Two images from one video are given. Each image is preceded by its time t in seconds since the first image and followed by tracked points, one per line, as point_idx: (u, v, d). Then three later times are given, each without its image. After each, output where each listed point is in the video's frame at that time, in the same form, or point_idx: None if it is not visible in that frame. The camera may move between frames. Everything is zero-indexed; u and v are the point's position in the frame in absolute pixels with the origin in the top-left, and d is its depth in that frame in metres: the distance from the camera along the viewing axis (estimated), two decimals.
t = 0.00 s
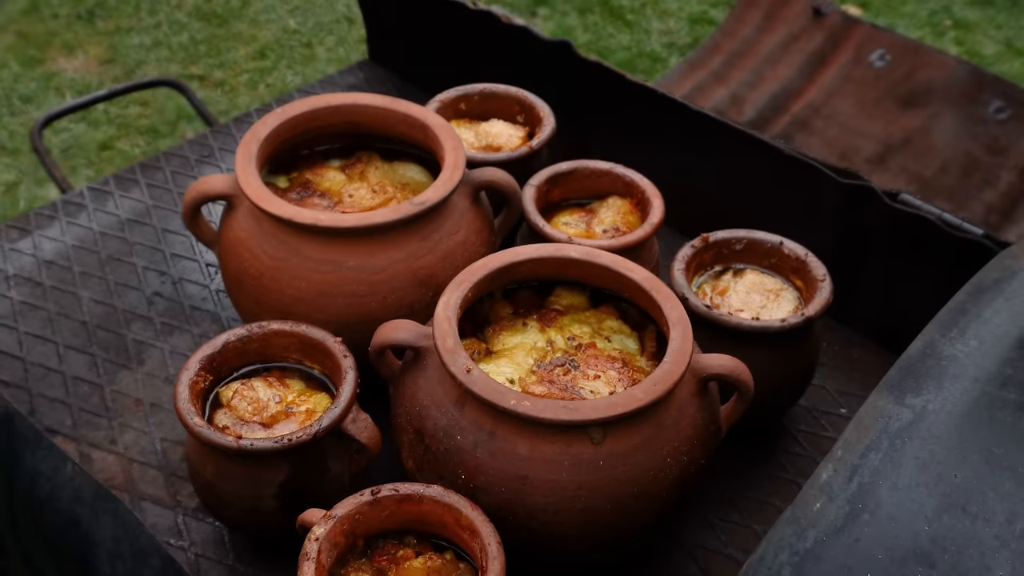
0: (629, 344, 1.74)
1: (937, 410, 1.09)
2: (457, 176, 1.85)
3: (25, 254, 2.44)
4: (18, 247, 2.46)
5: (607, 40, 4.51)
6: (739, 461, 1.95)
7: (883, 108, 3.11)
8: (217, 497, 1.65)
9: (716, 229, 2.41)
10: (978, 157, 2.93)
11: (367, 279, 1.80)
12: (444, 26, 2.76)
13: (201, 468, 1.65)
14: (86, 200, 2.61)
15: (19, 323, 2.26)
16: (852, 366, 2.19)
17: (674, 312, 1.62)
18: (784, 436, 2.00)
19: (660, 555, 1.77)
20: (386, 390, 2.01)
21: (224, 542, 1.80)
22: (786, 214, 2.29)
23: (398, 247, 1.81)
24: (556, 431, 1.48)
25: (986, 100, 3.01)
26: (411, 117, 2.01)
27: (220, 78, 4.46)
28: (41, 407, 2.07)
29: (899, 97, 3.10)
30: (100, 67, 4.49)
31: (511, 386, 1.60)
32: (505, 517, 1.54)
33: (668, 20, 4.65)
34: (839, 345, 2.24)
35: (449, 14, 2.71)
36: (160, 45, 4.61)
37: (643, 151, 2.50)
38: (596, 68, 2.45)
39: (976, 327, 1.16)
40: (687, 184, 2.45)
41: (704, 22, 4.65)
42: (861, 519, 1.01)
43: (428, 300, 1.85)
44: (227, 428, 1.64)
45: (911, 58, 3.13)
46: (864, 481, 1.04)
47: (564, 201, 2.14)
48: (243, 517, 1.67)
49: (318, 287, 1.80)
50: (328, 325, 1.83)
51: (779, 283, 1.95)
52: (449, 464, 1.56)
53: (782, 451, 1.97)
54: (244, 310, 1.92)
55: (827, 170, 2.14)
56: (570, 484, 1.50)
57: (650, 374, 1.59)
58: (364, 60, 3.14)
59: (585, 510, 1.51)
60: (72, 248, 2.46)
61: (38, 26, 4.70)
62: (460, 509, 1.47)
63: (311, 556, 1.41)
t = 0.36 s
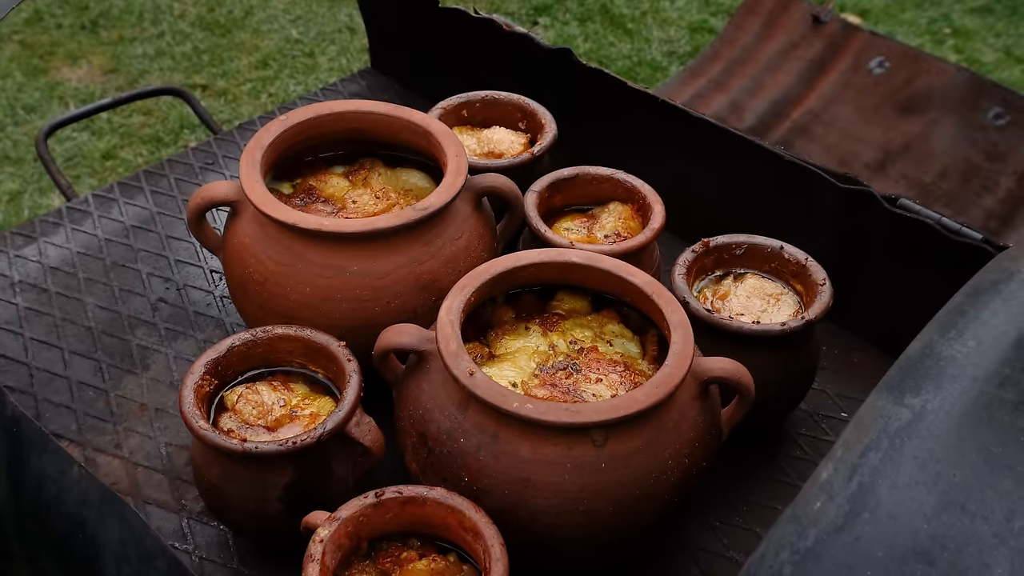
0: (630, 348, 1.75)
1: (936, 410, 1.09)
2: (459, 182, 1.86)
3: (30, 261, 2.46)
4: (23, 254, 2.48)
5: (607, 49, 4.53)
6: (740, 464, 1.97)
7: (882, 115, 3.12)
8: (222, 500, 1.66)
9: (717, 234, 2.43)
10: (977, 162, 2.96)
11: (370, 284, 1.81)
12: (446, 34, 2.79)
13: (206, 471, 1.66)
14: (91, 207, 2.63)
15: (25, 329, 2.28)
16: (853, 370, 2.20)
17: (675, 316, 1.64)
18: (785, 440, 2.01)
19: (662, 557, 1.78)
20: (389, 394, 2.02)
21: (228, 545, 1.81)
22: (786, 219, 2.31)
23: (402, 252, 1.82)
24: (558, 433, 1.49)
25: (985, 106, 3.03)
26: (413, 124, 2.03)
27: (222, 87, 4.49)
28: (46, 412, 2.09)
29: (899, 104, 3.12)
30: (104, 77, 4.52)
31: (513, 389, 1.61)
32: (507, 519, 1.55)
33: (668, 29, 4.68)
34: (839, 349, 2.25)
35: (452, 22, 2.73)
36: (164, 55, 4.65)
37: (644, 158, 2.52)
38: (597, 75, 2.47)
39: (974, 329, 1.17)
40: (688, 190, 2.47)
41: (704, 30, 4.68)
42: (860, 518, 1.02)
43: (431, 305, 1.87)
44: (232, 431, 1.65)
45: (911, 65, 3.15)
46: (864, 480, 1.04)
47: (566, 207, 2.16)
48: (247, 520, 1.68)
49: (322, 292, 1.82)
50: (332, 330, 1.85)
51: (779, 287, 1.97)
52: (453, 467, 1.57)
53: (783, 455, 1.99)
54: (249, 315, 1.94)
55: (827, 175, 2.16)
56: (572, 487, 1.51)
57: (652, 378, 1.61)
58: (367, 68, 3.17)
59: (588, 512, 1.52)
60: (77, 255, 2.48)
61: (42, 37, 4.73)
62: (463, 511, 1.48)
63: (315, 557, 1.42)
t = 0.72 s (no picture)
0: (633, 348, 1.76)
1: (937, 406, 1.10)
2: (462, 183, 1.87)
3: (36, 263, 2.48)
4: (29, 257, 2.50)
5: (610, 54, 4.55)
6: (743, 464, 1.97)
7: (884, 118, 3.14)
8: (227, 499, 1.67)
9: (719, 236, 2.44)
10: (979, 165, 2.97)
11: (375, 285, 1.82)
12: (450, 38, 2.80)
13: (212, 470, 1.67)
14: (97, 210, 2.65)
15: (30, 331, 2.29)
16: (856, 371, 2.20)
17: (677, 316, 1.65)
18: (788, 440, 2.02)
19: (665, 557, 1.79)
20: (394, 395, 2.03)
21: (233, 545, 1.82)
22: (788, 220, 2.32)
23: (406, 253, 1.83)
24: (561, 432, 1.50)
25: (987, 109, 3.07)
26: (417, 126, 2.04)
27: (226, 92, 4.50)
28: (52, 413, 2.10)
29: (901, 107, 3.14)
30: (108, 82, 4.55)
31: (517, 389, 1.62)
32: (511, 518, 1.55)
33: (670, 34, 4.70)
34: (842, 351, 2.26)
35: (455, 26, 2.74)
36: (168, 61, 4.67)
37: (646, 160, 2.53)
38: (599, 78, 2.48)
39: (975, 326, 1.18)
40: (691, 192, 2.48)
41: (706, 35, 4.70)
42: (862, 513, 1.02)
43: (435, 305, 1.88)
44: (237, 431, 1.65)
45: (911, 69, 3.20)
46: (865, 475, 1.05)
47: (569, 209, 2.17)
48: (252, 520, 1.68)
49: (327, 293, 1.83)
50: (336, 331, 1.86)
51: (781, 288, 1.97)
52: (457, 466, 1.58)
53: (787, 455, 1.99)
54: (253, 316, 1.95)
55: (829, 177, 2.17)
56: (576, 485, 1.52)
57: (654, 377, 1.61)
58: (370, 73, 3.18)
59: (591, 511, 1.53)
60: (82, 258, 2.50)
61: (46, 43, 4.76)
62: (467, 509, 1.48)
63: (321, 556, 1.42)
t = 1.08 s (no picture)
0: (636, 350, 1.76)
1: (941, 407, 1.10)
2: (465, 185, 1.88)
3: (39, 265, 2.48)
4: (33, 259, 2.50)
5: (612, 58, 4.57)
6: (746, 467, 1.97)
7: (887, 121, 3.16)
8: (231, 500, 1.67)
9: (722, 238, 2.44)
10: (982, 168, 3.00)
11: (378, 286, 1.83)
12: (453, 42, 2.81)
13: (215, 472, 1.67)
14: (100, 213, 2.65)
15: (34, 333, 2.29)
16: (859, 374, 2.20)
17: (680, 318, 1.65)
18: (791, 443, 2.02)
19: (668, 559, 1.79)
20: (397, 397, 2.03)
21: (236, 547, 1.82)
22: (791, 222, 2.32)
23: (410, 255, 1.84)
24: (564, 434, 1.50)
25: (989, 112, 3.17)
26: (420, 128, 2.04)
27: (229, 96, 4.52)
28: (55, 415, 2.10)
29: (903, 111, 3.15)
30: (111, 86, 4.56)
31: (520, 390, 1.62)
32: (514, 520, 1.55)
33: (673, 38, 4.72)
34: (844, 353, 2.25)
35: (458, 29, 2.75)
36: (170, 64, 4.68)
37: (649, 163, 2.53)
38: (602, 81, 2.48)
39: (978, 326, 1.18)
40: (693, 195, 2.48)
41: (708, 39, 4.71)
42: (866, 513, 1.02)
43: (439, 307, 1.88)
44: (240, 432, 1.65)
45: (914, 72, 3.30)
46: (869, 476, 1.05)
47: (572, 212, 2.17)
48: (256, 521, 1.69)
49: (330, 295, 1.83)
50: (339, 333, 1.86)
51: (784, 290, 1.98)
52: (460, 467, 1.58)
53: (790, 457, 1.99)
54: (257, 317, 1.95)
55: (832, 179, 2.18)
56: (579, 487, 1.52)
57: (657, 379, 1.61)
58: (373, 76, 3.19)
59: (594, 512, 1.53)
60: (86, 260, 2.50)
61: (50, 46, 4.77)
62: (470, 511, 1.48)
63: (324, 557, 1.42)
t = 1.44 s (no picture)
0: (641, 353, 1.75)
1: (950, 411, 1.08)
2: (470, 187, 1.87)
3: (43, 267, 2.48)
4: (36, 260, 2.50)
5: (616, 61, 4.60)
6: (752, 471, 1.96)
7: (891, 124, 3.14)
8: (235, 504, 1.66)
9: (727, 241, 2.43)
10: (986, 171, 2.99)
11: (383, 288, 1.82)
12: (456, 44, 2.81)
13: (218, 474, 1.66)
14: (104, 214, 2.65)
15: (37, 335, 2.29)
16: (864, 377, 2.19)
17: (686, 321, 1.64)
18: (796, 446, 2.01)
19: (674, 564, 1.78)
20: (401, 399, 2.03)
21: (240, 550, 1.82)
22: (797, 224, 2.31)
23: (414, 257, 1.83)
24: (569, 437, 1.50)
25: (994, 115, 3.10)
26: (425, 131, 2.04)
27: (232, 98, 4.51)
28: (58, 417, 2.10)
29: (908, 113, 3.15)
30: (114, 88, 4.56)
31: (525, 393, 1.61)
32: (519, 523, 1.55)
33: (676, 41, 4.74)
34: (849, 356, 2.25)
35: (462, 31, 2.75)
36: (173, 66, 4.68)
37: (653, 165, 2.53)
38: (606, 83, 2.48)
39: (987, 330, 1.16)
40: (698, 197, 2.48)
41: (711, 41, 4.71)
42: (875, 518, 1.00)
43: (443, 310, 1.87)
44: (244, 434, 1.65)
45: (919, 74, 3.20)
46: (878, 480, 1.03)
47: (576, 214, 2.17)
48: (259, 525, 1.68)
49: (334, 297, 1.83)
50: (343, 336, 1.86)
51: (790, 293, 1.97)
52: (465, 471, 1.57)
53: (795, 461, 1.98)
54: (260, 320, 1.95)
55: (837, 182, 2.17)
56: (584, 490, 1.51)
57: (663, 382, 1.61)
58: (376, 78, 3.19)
59: (599, 516, 1.52)
60: (90, 261, 2.50)
61: (53, 48, 4.77)
62: (475, 514, 1.48)
63: (328, 560, 1.42)
